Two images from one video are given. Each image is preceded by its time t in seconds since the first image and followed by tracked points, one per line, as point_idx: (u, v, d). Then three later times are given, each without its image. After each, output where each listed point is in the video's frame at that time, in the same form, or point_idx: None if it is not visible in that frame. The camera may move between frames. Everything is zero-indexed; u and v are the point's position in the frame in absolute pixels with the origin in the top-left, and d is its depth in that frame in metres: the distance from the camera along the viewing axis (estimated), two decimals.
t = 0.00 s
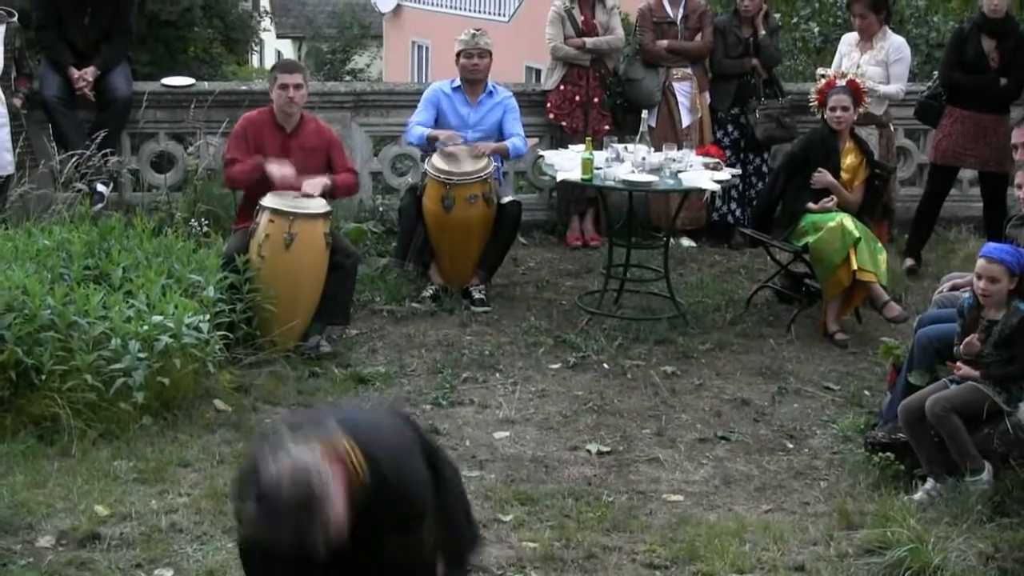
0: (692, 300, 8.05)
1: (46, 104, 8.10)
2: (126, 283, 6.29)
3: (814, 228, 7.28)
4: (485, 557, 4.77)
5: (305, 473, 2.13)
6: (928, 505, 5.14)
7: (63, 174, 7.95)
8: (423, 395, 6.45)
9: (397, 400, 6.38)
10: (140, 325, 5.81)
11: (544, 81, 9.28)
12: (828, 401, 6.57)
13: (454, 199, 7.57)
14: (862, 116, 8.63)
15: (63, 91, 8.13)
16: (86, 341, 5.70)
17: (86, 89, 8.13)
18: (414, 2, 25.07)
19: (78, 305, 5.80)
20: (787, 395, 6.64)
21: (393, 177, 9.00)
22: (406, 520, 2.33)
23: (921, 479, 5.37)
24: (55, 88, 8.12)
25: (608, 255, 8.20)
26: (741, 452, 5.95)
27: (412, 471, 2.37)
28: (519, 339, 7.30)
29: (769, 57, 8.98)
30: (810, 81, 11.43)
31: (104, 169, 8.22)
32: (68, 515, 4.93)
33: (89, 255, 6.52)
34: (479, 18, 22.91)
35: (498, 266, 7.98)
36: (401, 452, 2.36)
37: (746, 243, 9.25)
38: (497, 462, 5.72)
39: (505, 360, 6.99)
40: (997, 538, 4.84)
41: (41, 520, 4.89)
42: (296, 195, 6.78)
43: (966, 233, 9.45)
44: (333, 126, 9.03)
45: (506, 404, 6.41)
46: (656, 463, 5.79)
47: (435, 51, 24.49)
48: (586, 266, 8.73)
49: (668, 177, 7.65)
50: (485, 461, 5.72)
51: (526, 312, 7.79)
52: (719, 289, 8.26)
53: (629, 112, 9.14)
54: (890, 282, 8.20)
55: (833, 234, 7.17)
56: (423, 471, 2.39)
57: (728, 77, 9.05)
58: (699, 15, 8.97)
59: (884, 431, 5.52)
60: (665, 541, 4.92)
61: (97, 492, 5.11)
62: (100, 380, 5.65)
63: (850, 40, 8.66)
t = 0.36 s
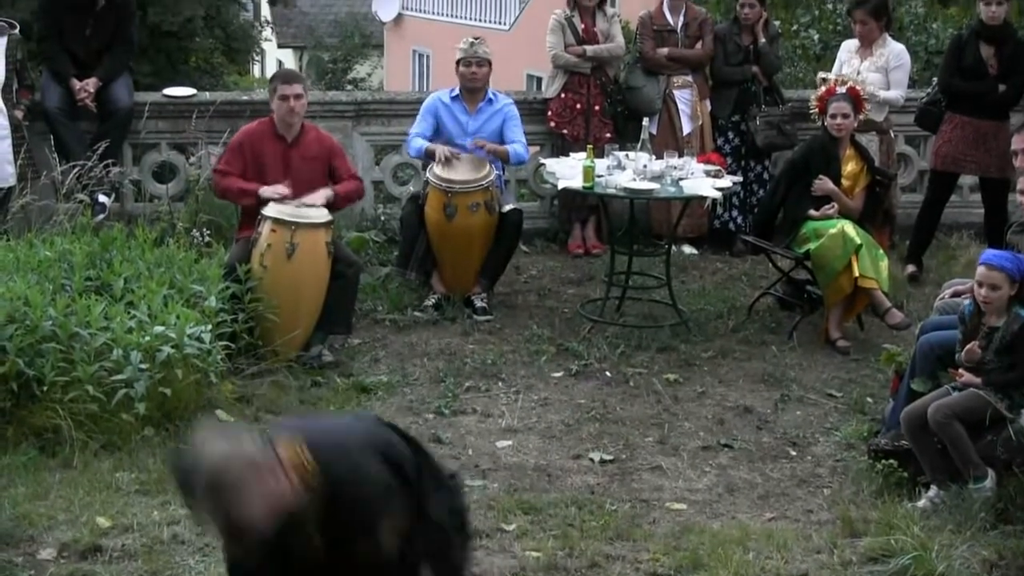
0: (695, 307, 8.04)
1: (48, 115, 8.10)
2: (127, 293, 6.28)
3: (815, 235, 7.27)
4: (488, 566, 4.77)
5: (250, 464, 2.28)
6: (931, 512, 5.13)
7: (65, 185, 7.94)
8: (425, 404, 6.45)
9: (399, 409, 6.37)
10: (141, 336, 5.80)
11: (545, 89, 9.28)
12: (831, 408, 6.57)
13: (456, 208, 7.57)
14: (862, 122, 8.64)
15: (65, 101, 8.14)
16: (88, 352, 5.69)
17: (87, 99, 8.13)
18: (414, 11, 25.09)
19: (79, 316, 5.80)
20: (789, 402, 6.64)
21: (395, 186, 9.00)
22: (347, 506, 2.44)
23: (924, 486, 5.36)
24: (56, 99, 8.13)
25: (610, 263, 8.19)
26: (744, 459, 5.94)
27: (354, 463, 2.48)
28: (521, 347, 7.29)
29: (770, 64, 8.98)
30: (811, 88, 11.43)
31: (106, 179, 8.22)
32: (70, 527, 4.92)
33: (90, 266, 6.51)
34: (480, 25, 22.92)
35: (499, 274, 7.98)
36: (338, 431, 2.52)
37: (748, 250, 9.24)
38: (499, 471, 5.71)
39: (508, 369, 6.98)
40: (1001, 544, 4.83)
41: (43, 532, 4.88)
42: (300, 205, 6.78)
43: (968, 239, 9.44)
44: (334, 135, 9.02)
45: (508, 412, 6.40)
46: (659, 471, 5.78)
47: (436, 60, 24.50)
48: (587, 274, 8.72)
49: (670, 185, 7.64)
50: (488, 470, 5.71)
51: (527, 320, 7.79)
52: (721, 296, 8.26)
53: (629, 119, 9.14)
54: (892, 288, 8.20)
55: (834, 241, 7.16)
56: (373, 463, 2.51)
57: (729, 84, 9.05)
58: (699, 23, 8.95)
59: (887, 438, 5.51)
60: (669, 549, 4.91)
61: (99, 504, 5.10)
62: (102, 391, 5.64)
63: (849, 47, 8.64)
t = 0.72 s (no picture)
0: (696, 314, 8.05)
1: (49, 122, 8.12)
2: (129, 300, 6.29)
3: (816, 242, 7.27)
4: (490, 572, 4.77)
5: (158, 238, 3.11)
6: (932, 518, 5.13)
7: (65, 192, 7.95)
8: (426, 411, 6.45)
9: (400, 416, 6.38)
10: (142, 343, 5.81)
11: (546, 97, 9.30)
12: (832, 415, 6.57)
13: (456, 215, 7.58)
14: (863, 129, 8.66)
15: (66, 109, 8.16)
16: (89, 359, 5.70)
17: (88, 106, 8.15)
18: (416, 19, 25.13)
19: (80, 323, 5.81)
20: (790, 409, 6.64)
21: (395, 194, 9.01)
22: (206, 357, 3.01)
23: (925, 493, 5.36)
24: (57, 106, 8.15)
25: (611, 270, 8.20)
26: (744, 466, 5.94)
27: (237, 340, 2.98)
28: (522, 354, 7.30)
29: (771, 71, 8.99)
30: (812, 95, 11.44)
31: (107, 186, 8.23)
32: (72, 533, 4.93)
33: (92, 273, 6.53)
34: (481, 33, 22.95)
35: (500, 282, 7.99)
36: (256, 307, 3.05)
37: (749, 257, 9.25)
38: (501, 478, 5.71)
39: (509, 375, 6.99)
40: (1002, 550, 4.84)
41: (45, 538, 4.89)
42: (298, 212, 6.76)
43: (969, 246, 9.45)
44: (336, 143, 9.03)
45: (509, 419, 6.40)
46: (660, 478, 5.79)
47: (437, 67, 24.52)
48: (589, 282, 8.73)
49: (670, 193, 7.65)
50: (489, 477, 5.72)
51: (528, 328, 7.80)
52: (722, 303, 8.26)
53: (630, 126, 9.14)
54: (893, 295, 8.21)
55: (835, 248, 7.17)
56: (248, 330, 3.00)
57: (729, 92, 9.06)
58: (700, 30, 8.99)
59: (887, 445, 5.51)
60: (669, 556, 4.92)
61: (100, 510, 5.11)
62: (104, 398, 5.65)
63: (852, 53, 8.66)
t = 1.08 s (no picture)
0: (696, 311, 8.05)
1: (49, 120, 8.17)
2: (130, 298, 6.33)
3: (817, 238, 7.27)
4: (491, 569, 4.77)
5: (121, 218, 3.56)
6: (933, 514, 5.13)
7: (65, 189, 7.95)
8: (427, 407, 6.46)
9: (400, 413, 6.38)
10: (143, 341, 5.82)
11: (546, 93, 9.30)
12: (832, 411, 6.57)
13: (457, 212, 7.58)
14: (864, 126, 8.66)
15: (66, 106, 8.20)
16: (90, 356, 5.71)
17: (88, 103, 8.17)
18: (415, 15, 25.13)
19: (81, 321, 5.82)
20: (791, 405, 6.65)
21: (396, 191, 9.02)
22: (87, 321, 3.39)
23: (926, 489, 5.37)
24: (57, 103, 8.18)
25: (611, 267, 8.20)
26: (745, 462, 5.95)
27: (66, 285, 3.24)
28: (523, 351, 7.30)
29: (771, 68, 8.98)
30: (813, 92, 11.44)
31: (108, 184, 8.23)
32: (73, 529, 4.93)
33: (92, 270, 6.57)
34: (481, 29, 22.94)
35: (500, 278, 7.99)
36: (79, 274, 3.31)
37: (750, 254, 9.25)
38: (501, 474, 5.71)
39: (509, 372, 6.99)
40: (1002, 547, 4.84)
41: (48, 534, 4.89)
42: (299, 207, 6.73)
43: (970, 243, 9.45)
44: (336, 140, 9.03)
45: (510, 416, 6.40)
46: (661, 475, 5.79)
47: (437, 64, 24.52)
48: (589, 278, 8.73)
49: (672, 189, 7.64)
50: (490, 473, 5.72)
51: (528, 324, 7.80)
52: (723, 299, 8.27)
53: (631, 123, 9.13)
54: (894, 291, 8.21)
55: (837, 244, 7.17)
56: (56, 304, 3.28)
57: (730, 88, 9.06)
58: (700, 27, 8.97)
59: (889, 441, 5.51)
60: (670, 552, 4.92)
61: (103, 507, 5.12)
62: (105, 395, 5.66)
63: (854, 49, 8.67)
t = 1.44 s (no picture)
0: (703, 302, 8.05)
1: (58, 109, 8.18)
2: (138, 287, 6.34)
3: (825, 231, 7.27)
4: (497, 559, 4.77)
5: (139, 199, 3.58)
6: (941, 507, 5.13)
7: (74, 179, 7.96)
8: (434, 398, 6.46)
9: (407, 403, 6.38)
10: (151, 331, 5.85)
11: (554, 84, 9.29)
12: (840, 403, 6.56)
13: (464, 203, 7.58)
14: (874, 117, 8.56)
15: (75, 96, 8.19)
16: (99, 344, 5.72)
17: (97, 93, 8.13)
18: (424, 6, 25.11)
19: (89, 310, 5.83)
20: (798, 397, 6.64)
21: (403, 181, 9.02)
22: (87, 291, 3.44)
23: (934, 482, 5.37)
24: (67, 93, 8.18)
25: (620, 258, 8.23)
26: (752, 454, 5.94)
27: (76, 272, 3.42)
28: (530, 341, 7.30)
29: (780, 59, 8.97)
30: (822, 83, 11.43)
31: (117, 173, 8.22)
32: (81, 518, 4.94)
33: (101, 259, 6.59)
34: (489, 20, 22.92)
35: (508, 268, 7.97)
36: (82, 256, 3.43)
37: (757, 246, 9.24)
38: (508, 465, 5.71)
39: (516, 363, 6.99)
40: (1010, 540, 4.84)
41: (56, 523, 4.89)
42: (309, 199, 6.78)
43: (978, 235, 9.43)
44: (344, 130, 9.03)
45: (516, 407, 6.40)
46: (668, 466, 5.78)
47: (444, 55, 24.51)
48: (596, 270, 8.73)
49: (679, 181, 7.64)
50: (497, 464, 5.71)
51: (535, 315, 7.80)
52: (730, 291, 8.26)
53: (638, 115, 9.13)
54: (901, 284, 8.21)
55: (845, 237, 7.17)
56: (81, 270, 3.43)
57: (738, 79, 9.06)
58: (710, 18, 8.96)
59: (897, 433, 5.52)
60: (677, 543, 4.92)
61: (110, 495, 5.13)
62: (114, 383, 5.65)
63: (866, 41, 8.67)
